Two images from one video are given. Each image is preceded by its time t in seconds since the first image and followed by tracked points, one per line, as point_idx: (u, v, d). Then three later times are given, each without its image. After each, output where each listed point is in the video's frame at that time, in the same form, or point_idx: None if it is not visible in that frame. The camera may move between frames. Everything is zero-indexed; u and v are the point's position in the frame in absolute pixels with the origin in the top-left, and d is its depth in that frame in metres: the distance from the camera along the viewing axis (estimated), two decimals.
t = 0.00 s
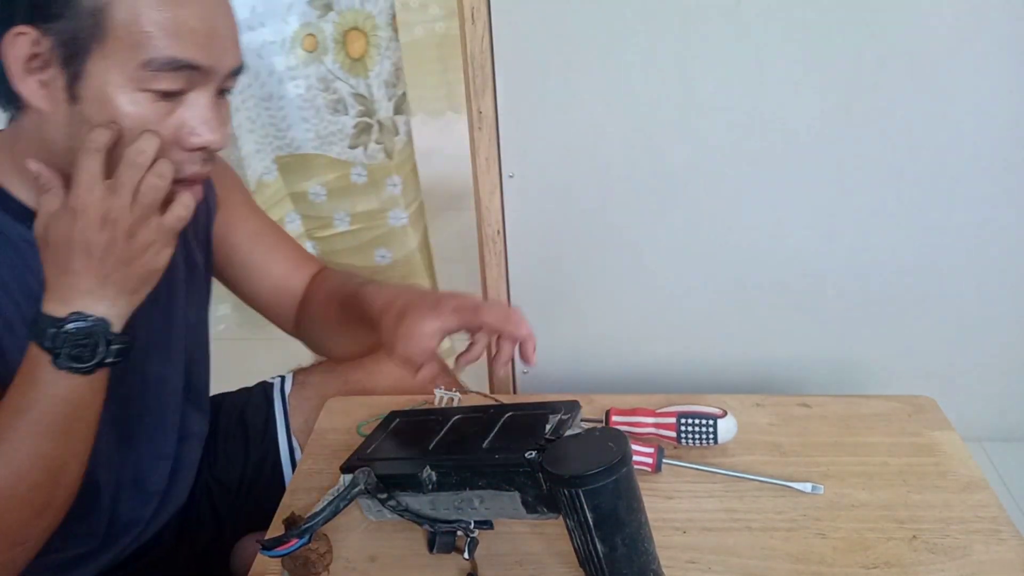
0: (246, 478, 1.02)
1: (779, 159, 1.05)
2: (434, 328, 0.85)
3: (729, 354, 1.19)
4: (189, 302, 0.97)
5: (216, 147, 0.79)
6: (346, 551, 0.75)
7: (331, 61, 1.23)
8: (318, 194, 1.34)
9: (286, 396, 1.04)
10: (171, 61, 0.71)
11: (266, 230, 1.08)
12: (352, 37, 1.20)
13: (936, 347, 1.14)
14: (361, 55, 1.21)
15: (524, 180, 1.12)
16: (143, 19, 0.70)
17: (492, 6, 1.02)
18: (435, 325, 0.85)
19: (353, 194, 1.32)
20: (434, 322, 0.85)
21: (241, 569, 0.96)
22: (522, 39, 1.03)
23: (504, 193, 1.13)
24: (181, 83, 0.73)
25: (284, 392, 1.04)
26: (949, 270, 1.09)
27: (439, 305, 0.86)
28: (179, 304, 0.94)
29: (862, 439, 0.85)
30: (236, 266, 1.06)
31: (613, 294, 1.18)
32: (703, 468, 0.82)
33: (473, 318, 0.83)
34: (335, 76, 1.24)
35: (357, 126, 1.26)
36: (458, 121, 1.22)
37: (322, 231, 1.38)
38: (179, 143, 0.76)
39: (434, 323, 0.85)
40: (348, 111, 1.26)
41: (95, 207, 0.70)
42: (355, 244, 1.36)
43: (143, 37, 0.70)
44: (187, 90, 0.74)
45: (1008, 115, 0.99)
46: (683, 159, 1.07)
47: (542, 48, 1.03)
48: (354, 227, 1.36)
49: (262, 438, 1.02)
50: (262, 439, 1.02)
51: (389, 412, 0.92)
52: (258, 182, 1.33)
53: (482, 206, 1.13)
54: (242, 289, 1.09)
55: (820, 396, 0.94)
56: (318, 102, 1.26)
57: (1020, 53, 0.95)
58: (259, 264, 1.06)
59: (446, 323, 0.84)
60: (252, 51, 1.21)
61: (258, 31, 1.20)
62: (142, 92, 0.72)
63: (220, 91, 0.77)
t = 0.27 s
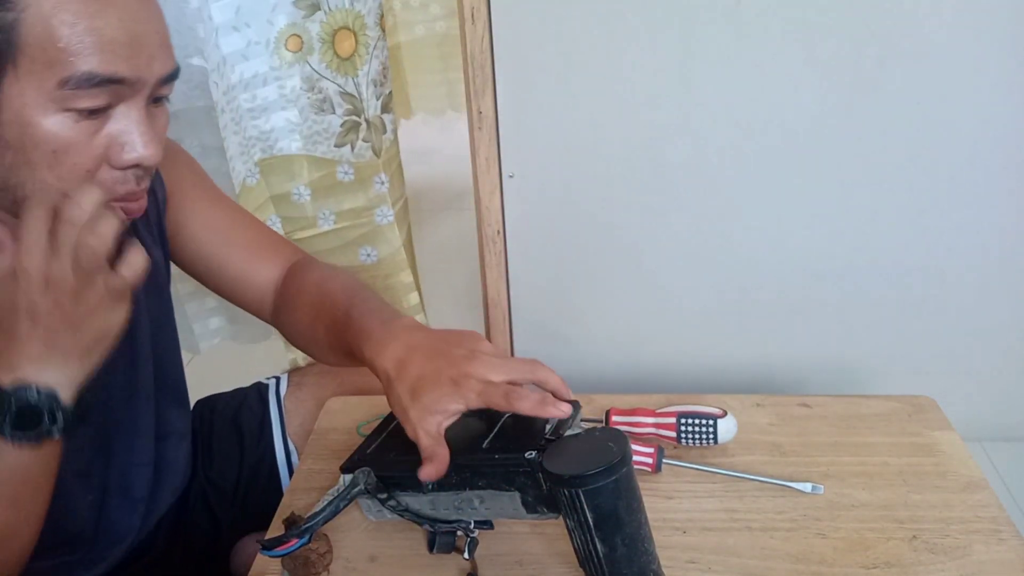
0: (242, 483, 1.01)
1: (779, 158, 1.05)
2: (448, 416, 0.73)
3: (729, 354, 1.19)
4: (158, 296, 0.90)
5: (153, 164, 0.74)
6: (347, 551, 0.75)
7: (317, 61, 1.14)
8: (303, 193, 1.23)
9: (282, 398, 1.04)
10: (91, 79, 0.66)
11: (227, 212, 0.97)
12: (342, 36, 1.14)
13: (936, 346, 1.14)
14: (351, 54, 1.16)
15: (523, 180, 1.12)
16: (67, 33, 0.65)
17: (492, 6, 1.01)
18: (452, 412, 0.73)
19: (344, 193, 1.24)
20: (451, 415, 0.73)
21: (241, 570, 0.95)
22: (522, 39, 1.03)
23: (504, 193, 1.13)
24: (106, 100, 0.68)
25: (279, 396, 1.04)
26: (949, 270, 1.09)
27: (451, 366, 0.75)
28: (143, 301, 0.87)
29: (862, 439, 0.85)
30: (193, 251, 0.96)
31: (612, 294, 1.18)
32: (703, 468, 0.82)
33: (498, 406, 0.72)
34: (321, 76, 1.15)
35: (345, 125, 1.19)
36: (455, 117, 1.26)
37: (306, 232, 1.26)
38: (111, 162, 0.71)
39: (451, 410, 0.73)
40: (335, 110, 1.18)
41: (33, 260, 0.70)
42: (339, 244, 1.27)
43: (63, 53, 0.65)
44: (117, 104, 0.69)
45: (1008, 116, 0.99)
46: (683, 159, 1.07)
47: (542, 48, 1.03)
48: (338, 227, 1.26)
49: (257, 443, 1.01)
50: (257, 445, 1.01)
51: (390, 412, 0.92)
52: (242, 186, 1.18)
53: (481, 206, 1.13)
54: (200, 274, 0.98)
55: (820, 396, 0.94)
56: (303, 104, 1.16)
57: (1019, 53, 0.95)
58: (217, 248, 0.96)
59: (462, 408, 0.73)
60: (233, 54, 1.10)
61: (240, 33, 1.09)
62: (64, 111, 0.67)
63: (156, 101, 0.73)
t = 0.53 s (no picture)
0: (241, 479, 1.01)
1: (779, 158, 1.05)
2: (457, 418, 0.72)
3: (729, 354, 1.19)
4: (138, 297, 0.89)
5: (120, 164, 0.73)
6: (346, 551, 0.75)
7: (333, 58, 1.16)
8: (319, 192, 1.23)
9: (282, 395, 1.04)
10: (40, 84, 0.65)
11: (212, 213, 0.96)
12: (362, 31, 1.15)
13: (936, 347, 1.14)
14: (372, 49, 1.16)
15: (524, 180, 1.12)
16: (8, 38, 0.64)
17: (492, 6, 1.01)
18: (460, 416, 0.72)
19: (359, 187, 1.24)
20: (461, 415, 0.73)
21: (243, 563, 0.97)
22: (522, 38, 1.03)
23: (504, 193, 1.13)
24: (59, 104, 0.68)
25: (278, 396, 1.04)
26: (949, 270, 1.09)
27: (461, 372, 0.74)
28: (123, 301, 0.86)
29: (862, 439, 0.85)
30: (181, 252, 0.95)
31: (612, 294, 1.18)
32: (703, 468, 0.82)
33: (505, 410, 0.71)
34: (338, 73, 1.17)
35: (363, 120, 1.20)
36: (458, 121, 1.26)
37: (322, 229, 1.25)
38: (71, 164, 0.70)
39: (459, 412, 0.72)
40: (353, 106, 1.19)
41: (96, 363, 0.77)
42: (359, 237, 1.27)
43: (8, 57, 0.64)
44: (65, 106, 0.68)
45: (1008, 116, 0.99)
46: (683, 159, 1.07)
47: (542, 48, 1.03)
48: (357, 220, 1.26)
49: (257, 441, 1.01)
50: (257, 443, 1.01)
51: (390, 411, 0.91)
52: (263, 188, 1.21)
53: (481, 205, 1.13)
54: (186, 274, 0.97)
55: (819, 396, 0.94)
56: (317, 102, 1.18)
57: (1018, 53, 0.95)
58: (207, 248, 0.94)
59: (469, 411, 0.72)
60: (247, 54, 1.14)
61: (255, 34, 1.13)
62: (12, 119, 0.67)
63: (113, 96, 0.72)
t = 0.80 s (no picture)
0: (242, 477, 1.02)
1: (779, 159, 1.05)
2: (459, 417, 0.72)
3: (730, 353, 1.19)
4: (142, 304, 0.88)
5: (127, 175, 0.73)
6: (346, 551, 0.75)
7: (351, 55, 1.16)
8: (335, 185, 1.26)
9: (281, 396, 1.03)
10: (45, 100, 0.65)
11: (213, 214, 0.93)
12: (379, 28, 1.14)
13: (936, 347, 1.14)
14: (388, 45, 1.15)
15: (524, 180, 1.12)
16: (12, 53, 0.64)
17: (492, 6, 1.01)
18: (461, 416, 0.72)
19: (373, 183, 1.24)
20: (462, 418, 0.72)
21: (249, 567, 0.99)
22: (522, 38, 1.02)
23: (504, 193, 1.13)
24: (63, 118, 0.68)
25: (278, 394, 1.03)
26: (950, 270, 1.09)
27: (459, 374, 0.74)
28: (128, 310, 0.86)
29: (862, 439, 0.85)
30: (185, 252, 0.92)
31: (613, 294, 1.18)
32: (703, 468, 0.82)
33: (506, 416, 0.70)
34: (355, 68, 1.17)
35: (380, 115, 1.19)
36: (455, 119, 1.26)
37: (338, 223, 1.29)
38: (78, 177, 0.70)
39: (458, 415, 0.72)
40: (370, 101, 1.19)
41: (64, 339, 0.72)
42: (374, 232, 1.27)
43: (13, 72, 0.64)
44: (71, 122, 0.68)
45: (1008, 116, 0.99)
46: (683, 159, 1.07)
47: (542, 48, 1.03)
48: (373, 215, 1.27)
49: (257, 441, 1.01)
50: (257, 443, 1.01)
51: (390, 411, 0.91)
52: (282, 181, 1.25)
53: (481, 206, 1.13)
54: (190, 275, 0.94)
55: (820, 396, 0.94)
56: (335, 97, 1.20)
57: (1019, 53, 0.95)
58: (210, 247, 0.91)
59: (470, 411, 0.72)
60: (270, 53, 1.17)
61: (277, 33, 1.16)
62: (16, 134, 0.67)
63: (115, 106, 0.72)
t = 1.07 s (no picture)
0: (240, 480, 1.01)
1: (780, 159, 1.05)
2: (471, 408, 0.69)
3: (730, 353, 1.19)
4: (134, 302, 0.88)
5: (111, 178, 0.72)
6: (346, 551, 0.75)
7: (367, 54, 1.15)
8: (351, 184, 1.24)
9: (281, 396, 1.03)
10: (31, 109, 0.64)
11: (225, 211, 0.96)
12: (392, 28, 1.12)
13: (937, 346, 1.14)
14: (403, 45, 1.13)
15: (524, 180, 1.12)
16: None
17: (492, 6, 1.01)
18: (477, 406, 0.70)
19: (388, 181, 1.22)
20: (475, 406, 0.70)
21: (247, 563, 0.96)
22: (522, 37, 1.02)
23: (504, 193, 1.13)
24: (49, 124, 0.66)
25: (277, 395, 1.03)
26: (950, 271, 1.09)
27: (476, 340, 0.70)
28: (121, 308, 0.86)
29: (862, 439, 0.85)
30: (184, 242, 0.94)
31: (614, 294, 1.18)
32: (703, 468, 0.82)
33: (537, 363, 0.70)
34: (370, 67, 1.15)
35: (395, 115, 1.17)
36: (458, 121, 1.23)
37: (355, 220, 1.26)
38: (64, 182, 0.70)
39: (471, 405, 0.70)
40: (385, 100, 1.17)
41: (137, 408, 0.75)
42: (389, 231, 1.25)
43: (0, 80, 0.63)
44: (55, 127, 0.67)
45: (1009, 116, 0.99)
46: (683, 160, 1.07)
47: (542, 48, 1.03)
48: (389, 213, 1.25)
49: (256, 444, 1.01)
50: (256, 445, 1.01)
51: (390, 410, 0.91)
52: (302, 180, 1.22)
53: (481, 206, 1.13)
54: (191, 270, 0.97)
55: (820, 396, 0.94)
56: (350, 96, 1.18)
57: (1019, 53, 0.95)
58: (211, 239, 0.94)
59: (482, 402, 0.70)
60: (286, 52, 1.16)
61: (292, 32, 1.15)
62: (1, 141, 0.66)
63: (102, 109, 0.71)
